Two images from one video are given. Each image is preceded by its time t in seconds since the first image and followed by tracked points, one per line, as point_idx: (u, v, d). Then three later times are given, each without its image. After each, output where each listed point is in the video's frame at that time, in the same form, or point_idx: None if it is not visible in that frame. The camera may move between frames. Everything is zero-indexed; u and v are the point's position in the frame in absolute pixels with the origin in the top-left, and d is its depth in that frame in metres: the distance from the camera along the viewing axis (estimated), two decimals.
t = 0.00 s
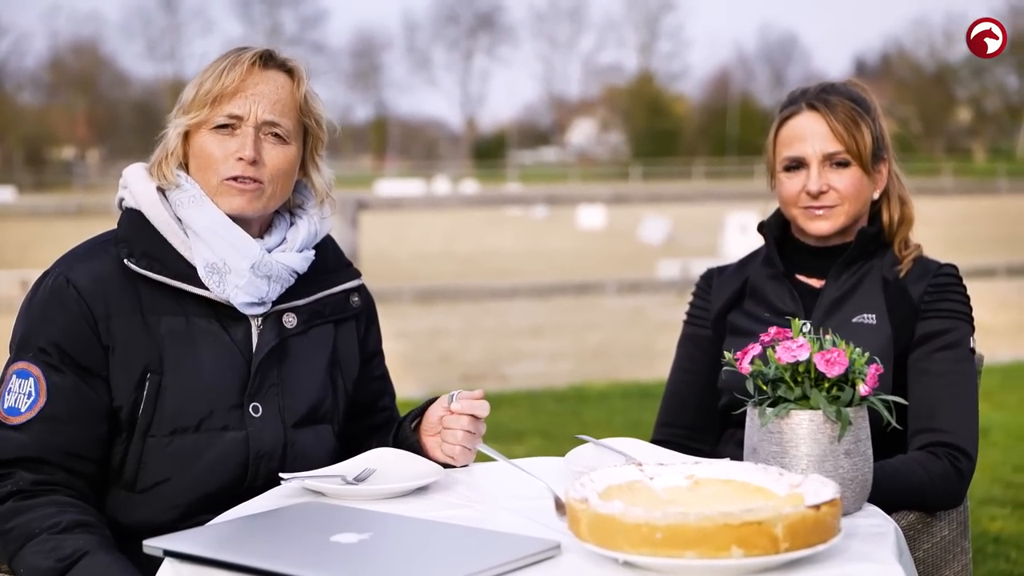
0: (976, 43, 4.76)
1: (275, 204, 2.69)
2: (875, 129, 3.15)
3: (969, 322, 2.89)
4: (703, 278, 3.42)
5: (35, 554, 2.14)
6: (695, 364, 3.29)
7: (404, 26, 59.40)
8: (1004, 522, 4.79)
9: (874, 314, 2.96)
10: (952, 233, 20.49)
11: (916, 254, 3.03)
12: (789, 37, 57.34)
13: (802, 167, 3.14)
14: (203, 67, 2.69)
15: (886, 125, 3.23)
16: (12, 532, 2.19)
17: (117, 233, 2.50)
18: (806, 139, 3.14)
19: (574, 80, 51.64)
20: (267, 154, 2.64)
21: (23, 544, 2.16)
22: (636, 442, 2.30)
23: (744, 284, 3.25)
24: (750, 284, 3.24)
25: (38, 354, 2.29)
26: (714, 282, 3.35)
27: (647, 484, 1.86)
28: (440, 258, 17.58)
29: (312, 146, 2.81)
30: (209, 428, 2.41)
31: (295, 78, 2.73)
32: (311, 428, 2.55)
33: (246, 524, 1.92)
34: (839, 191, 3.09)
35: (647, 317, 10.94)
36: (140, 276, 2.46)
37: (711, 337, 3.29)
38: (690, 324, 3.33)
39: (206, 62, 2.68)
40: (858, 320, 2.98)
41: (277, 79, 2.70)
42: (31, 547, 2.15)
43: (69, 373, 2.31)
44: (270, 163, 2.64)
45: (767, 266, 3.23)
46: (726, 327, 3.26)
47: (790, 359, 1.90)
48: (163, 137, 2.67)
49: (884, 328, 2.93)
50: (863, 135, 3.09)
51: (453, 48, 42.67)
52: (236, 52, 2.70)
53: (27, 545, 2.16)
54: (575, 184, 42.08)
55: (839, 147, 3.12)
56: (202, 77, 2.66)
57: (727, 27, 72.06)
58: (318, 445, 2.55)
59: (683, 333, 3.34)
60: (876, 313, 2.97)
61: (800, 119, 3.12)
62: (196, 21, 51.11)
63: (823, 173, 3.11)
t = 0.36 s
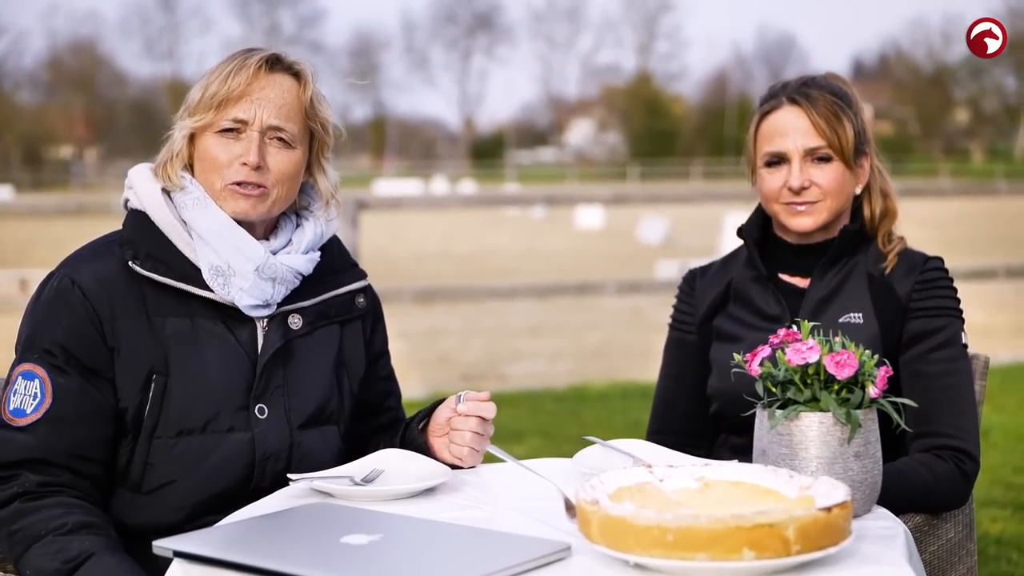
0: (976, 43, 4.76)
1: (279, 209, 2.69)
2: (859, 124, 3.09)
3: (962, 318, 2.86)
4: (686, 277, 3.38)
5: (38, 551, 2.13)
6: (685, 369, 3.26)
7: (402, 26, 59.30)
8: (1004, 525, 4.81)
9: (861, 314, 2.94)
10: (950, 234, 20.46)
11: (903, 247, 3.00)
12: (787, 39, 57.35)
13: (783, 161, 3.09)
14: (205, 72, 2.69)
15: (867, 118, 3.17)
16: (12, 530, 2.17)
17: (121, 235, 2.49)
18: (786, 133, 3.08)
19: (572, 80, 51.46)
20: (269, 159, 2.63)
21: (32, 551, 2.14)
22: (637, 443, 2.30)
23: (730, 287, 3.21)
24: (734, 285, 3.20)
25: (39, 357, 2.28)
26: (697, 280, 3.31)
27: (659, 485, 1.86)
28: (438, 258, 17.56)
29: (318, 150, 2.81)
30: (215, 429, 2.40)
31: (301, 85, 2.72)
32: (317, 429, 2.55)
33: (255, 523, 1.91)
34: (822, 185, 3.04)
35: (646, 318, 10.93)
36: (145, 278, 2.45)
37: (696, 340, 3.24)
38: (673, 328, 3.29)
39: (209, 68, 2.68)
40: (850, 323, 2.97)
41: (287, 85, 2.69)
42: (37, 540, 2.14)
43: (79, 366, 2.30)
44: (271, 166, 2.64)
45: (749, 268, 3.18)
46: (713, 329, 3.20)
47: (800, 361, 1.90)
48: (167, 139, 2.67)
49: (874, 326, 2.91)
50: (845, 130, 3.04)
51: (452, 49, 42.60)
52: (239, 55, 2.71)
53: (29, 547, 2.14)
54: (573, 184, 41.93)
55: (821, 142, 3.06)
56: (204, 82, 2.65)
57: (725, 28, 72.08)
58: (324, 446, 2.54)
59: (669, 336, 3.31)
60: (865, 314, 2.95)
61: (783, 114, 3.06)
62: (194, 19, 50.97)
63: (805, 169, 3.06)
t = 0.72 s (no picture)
0: (976, 42, 4.79)
1: (284, 218, 2.70)
2: (840, 130, 3.03)
3: (943, 321, 2.82)
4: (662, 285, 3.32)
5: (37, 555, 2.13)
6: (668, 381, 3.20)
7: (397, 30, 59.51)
8: (1002, 531, 4.81)
9: (839, 323, 2.89)
10: (943, 240, 20.54)
11: (881, 249, 2.94)
12: (782, 46, 57.45)
13: (762, 162, 3.02)
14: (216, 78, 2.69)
15: (849, 123, 3.12)
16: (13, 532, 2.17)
17: (125, 241, 2.49)
18: (767, 132, 3.01)
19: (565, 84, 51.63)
20: (274, 169, 2.64)
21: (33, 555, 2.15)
22: (636, 447, 2.30)
23: (705, 303, 3.13)
24: (708, 300, 3.12)
25: (46, 362, 2.29)
26: (672, 286, 3.26)
27: (664, 492, 1.86)
28: (434, 262, 17.63)
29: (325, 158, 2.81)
30: (219, 436, 2.41)
31: (312, 94, 2.72)
32: (321, 435, 2.55)
33: (259, 530, 1.91)
34: (802, 188, 2.97)
35: (640, 323, 10.98)
36: (150, 285, 2.46)
37: (674, 353, 3.18)
38: (653, 339, 3.23)
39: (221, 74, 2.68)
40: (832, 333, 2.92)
41: (299, 94, 2.69)
42: (38, 538, 2.14)
43: (86, 370, 2.31)
44: (277, 175, 2.64)
45: (724, 279, 3.11)
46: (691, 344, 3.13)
47: (804, 366, 1.90)
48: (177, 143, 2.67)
49: (854, 333, 2.86)
50: (827, 134, 2.97)
51: (448, 55, 42.70)
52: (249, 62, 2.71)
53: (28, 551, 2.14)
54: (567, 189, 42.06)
55: (804, 143, 2.99)
56: (211, 90, 2.65)
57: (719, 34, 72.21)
58: (330, 453, 2.54)
59: (647, 348, 3.24)
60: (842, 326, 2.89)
61: (764, 115, 2.99)
62: (189, 22, 51.08)
63: (784, 171, 2.99)
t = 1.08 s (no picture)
0: (977, 41, 4.82)
1: (283, 221, 2.70)
2: (817, 137, 3.04)
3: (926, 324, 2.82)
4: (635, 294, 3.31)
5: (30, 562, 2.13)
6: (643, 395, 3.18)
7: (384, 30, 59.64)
8: (990, 532, 4.83)
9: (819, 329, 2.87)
10: (931, 241, 20.61)
11: (857, 255, 2.93)
12: (769, 46, 57.29)
13: (737, 170, 3.02)
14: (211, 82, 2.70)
15: (825, 127, 3.12)
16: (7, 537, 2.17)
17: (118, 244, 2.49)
18: (742, 140, 3.01)
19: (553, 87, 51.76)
20: (271, 173, 2.63)
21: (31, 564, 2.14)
22: (626, 452, 2.31)
23: (680, 318, 3.11)
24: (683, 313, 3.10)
25: (41, 364, 2.28)
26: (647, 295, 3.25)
27: (665, 493, 1.87)
28: (423, 264, 17.65)
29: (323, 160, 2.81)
30: (217, 439, 2.41)
31: (311, 97, 2.72)
32: (320, 436, 2.55)
33: (259, 531, 1.91)
34: (776, 197, 2.97)
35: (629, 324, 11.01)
36: (147, 288, 2.45)
37: (651, 364, 3.17)
38: (628, 352, 3.22)
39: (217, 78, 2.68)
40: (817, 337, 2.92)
41: (299, 97, 2.69)
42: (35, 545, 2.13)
43: (84, 373, 2.31)
44: (274, 180, 2.63)
45: (697, 291, 3.09)
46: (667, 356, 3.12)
47: (804, 369, 1.90)
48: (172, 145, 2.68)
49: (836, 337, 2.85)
50: (803, 143, 2.97)
51: (436, 55, 42.45)
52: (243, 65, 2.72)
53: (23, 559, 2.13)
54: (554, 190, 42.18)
55: (779, 151, 2.99)
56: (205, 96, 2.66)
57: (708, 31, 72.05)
58: (327, 453, 2.55)
59: (624, 361, 3.23)
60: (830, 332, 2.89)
61: (739, 120, 2.99)
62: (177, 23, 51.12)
63: (759, 179, 2.98)
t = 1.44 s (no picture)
0: (976, 42, 4.85)
1: (289, 228, 2.70)
2: (821, 134, 3.01)
3: (931, 328, 2.82)
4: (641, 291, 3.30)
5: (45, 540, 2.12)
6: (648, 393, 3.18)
7: (376, 32, 59.76)
8: (986, 536, 4.84)
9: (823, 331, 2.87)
10: (921, 244, 20.70)
11: (865, 259, 2.92)
12: (760, 49, 57.46)
13: (740, 171, 2.99)
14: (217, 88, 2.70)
15: (831, 127, 3.09)
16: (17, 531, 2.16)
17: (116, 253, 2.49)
18: (745, 140, 2.98)
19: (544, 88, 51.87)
20: (277, 179, 2.62)
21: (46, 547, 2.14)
22: (633, 452, 2.30)
23: (687, 320, 3.10)
24: (691, 312, 3.10)
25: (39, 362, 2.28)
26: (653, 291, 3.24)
27: (670, 494, 1.86)
28: (415, 265, 17.70)
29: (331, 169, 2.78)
30: (222, 443, 2.41)
31: (319, 108, 2.70)
32: (323, 439, 2.54)
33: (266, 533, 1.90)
34: (781, 197, 2.94)
35: (622, 326, 11.05)
36: (151, 290, 2.45)
37: (655, 361, 3.16)
38: (632, 349, 3.21)
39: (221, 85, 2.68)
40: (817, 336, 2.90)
41: (304, 108, 2.67)
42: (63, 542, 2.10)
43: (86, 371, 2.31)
44: (279, 184, 2.62)
45: (705, 288, 3.08)
46: (673, 353, 3.11)
47: (809, 371, 1.90)
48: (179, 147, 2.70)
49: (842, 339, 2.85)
50: (807, 140, 2.94)
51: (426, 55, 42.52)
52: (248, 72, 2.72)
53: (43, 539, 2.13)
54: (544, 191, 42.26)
55: (781, 151, 2.96)
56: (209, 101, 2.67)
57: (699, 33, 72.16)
58: (331, 454, 2.54)
59: (628, 358, 3.22)
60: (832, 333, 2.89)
61: (741, 120, 2.96)
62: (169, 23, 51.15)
63: (764, 178, 2.96)
